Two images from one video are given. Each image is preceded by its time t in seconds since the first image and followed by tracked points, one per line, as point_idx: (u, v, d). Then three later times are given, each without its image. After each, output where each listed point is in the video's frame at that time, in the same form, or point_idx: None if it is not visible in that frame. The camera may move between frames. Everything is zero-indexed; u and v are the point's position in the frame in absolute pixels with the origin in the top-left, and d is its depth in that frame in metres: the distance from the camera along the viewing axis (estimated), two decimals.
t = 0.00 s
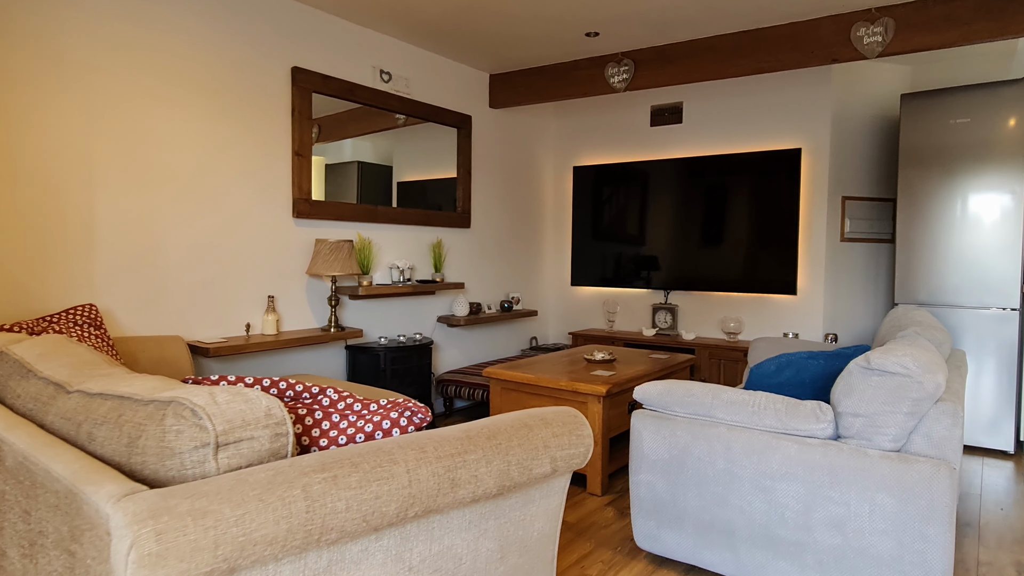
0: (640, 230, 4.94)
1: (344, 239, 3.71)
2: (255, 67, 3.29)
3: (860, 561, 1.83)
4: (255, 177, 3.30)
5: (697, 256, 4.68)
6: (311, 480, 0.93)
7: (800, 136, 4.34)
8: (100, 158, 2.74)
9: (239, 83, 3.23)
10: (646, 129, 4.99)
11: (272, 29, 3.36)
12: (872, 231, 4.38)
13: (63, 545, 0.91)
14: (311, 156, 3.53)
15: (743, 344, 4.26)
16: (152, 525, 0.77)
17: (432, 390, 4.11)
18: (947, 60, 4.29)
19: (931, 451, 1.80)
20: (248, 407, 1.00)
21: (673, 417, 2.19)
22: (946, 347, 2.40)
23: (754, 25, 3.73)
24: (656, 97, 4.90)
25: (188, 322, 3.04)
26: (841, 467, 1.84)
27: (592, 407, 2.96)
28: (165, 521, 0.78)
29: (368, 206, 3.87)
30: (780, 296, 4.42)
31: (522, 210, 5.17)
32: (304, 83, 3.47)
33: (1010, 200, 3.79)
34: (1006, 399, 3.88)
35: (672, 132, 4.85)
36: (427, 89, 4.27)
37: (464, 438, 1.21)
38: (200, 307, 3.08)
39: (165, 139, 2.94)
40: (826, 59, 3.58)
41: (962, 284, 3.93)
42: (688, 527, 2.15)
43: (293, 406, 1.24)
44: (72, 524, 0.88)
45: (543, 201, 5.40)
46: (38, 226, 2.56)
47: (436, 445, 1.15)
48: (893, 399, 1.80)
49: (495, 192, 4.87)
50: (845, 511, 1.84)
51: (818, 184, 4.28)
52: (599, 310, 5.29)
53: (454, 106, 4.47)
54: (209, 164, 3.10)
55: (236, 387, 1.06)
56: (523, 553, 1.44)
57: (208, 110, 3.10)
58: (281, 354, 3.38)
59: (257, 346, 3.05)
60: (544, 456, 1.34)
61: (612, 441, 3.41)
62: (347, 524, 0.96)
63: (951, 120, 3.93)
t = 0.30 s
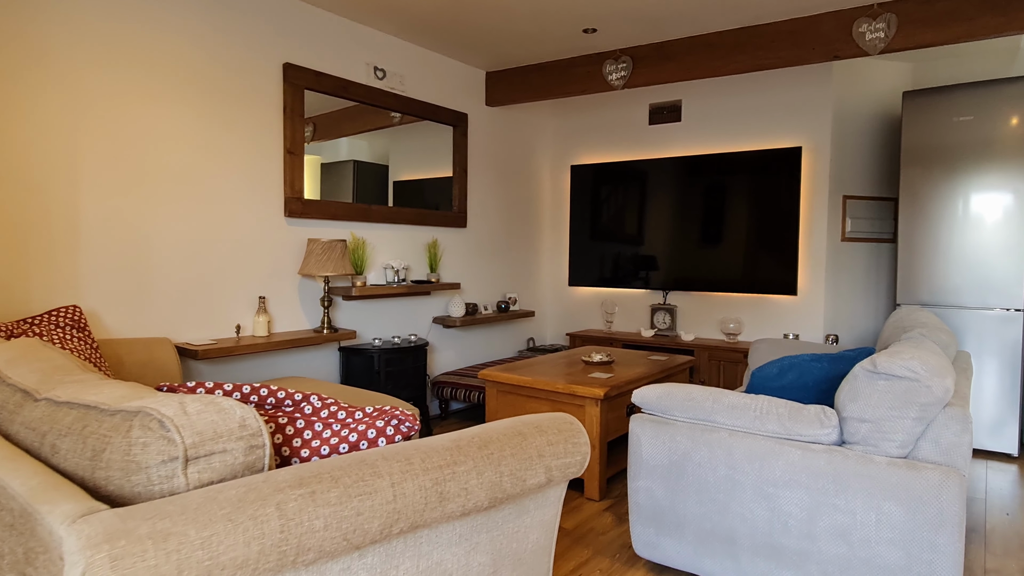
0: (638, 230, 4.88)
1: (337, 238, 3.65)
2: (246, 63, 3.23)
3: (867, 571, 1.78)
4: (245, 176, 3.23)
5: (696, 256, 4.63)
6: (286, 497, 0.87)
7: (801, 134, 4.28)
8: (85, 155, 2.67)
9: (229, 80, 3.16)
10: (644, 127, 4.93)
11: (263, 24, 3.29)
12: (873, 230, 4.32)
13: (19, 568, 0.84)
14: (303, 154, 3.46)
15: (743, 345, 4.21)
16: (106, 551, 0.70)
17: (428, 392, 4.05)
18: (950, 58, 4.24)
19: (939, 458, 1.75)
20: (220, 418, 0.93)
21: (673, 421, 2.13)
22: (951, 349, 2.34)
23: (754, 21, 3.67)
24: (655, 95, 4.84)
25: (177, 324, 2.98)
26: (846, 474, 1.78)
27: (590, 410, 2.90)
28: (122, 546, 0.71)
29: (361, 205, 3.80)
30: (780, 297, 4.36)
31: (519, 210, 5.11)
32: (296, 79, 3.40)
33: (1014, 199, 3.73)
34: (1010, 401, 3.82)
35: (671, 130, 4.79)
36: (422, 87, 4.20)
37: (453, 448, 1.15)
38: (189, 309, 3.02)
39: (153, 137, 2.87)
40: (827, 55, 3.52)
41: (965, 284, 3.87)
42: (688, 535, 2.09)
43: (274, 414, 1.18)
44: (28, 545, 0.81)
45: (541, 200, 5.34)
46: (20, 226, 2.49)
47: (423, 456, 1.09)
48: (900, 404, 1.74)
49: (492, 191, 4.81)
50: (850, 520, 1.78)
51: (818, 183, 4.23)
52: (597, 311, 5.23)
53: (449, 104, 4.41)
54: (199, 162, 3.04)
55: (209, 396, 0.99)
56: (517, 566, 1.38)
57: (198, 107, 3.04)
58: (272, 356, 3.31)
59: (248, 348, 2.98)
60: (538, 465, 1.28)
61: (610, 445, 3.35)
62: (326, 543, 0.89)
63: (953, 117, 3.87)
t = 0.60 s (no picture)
0: (637, 229, 4.83)
1: (332, 237, 3.59)
2: (238, 58, 3.16)
3: None
4: (237, 174, 3.17)
5: (695, 255, 4.57)
6: (265, 510, 0.81)
7: (802, 132, 4.23)
8: (73, 151, 2.61)
9: (220, 76, 3.10)
10: (644, 125, 4.87)
11: (255, 19, 3.23)
12: (875, 229, 4.27)
13: None
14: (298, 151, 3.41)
15: (743, 345, 4.15)
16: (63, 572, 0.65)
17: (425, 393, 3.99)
18: (953, 54, 4.18)
19: (949, 462, 1.69)
20: (197, 425, 0.88)
21: (674, 423, 2.08)
22: (958, 350, 2.29)
23: (755, 17, 3.61)
24: (654, 92, 4.79)
25: (167, 324, 2.92)
26: (853, 479, 1.73)
27: (589, 411, 2.84)
28: (81, 566, 0.66)
29: (357, 203, 3.74)
30: (781, 296, 4.31)
31: (517, 208, 5.05)
32: (290, 75, 3.34)
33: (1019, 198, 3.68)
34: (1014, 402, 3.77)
35: (671, 128, 4.74)
36: (418, 84, 4.14)
37: (446, 454, 1.09)
38: (180, 309, 2.96)
39: (143, 133, 2.82)
40: (829, 51, 3.46)
41: (969, 284, 3.82)
42: (690, 540, 2.03)
43: (256, 418, 1.12)
44: None
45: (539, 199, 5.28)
46: (4, 224, 2.43)
47: (414, 463, 1.03)
48: (908, 406, 1.69)
49: (489, 190, 4.75)
50: (857, 526, 1.73)
51: (820, 182, 4.17)
52: (595, 311, 5.18)
53: (446, 101, 4.35)
54: (190, 159, 2.98)
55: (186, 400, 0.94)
56: None
57: (189, 103, 2.98)
58: (266, 356, 3.25)
59: (240, 349, 2.93)
60: (535, 472, 1.23)
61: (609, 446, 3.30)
62: (309, 558, 0.84)
63: (957, 115, 3.82)
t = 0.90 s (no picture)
0: (637, 227, 4.77)
1: (328, 234, 3.53)
2: (231, 52, 3.10)
3: None
4: (230, 169, 3.11)
5: (696, 254, 4.52)
6: (245, 519, 0.76)
7: (804, 128, 4.17)
8: (62, 146, 2.55)
9: (213, 69, 3.03)
10: (644, 122, 4.82)
11: (249, 11, 3.17)
12: (878, 227, 4.22)
13: None
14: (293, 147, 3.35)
15: (744, 345, 4.10)
16: None
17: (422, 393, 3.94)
18: (957, 50, 4.13)
19: (961, 463, 1.64)
20: (174, 428, 0.82)
21: (677, 424, 2.03)
22: (967, 348, 2.24)
23: (757, 11, 3.56)
24: (655, 88, 4.74)
25: (158, 323, 2.86)
26: (862, 482, 1.68)
27: (589, 411, 2.79)
28: None
29: (353, 200, 3.68)
30: (783, 295, 4.26)
31: (516, 206, 5.00)
32: (284, 69, 3.28)
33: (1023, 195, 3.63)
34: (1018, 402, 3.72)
35: (671, 125, 4.69)
36: (415, 79, 4.09)
37: (440, 458, 1.04)
38: (171, 307, 2.90)
39: (134, 128, 2.76)
40: (832, 46, 3.41)
41: (973, 282, 3.76)
42: (694, 544, 1.98)
43: (241, 420, 1.06)
44: None
45: (537, 196, 5.22)
46: None
47: (407, 467, 0.98)
48: (920, 406, 1.64)
49: (487, 187, 4.69)
50: (867, 530, 1.68)
51: (822, 179, 4.12)
52: (595, 310, 5.13)
53: (444, 97, 4.30)
54: (182, 155, 2.92)
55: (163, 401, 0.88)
56: None
57: (182, 97, 2.92)
58: (260, 355, 3.19)
59: (233, 348, 2.87)
60: (535, 476, 1.17)
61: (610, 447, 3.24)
62: (293, 571, 0.78)
63: (962, 111, 3.76)
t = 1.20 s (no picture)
0: (637, 226, 4.72)
1: (324, 233, 3.47)
2: (224, 46, 3.03)
3: None
4: (223, 167, 3.04)
5: (697, 253, 4.46)
6: (224, 541, 0.70)
7: (806, 125, 4.12)
8: (50, 142, 2.49)
9: (206, 64, 2.97)
10: (644, 119, 4.76)
11: (242, 5, 3.10)
12: (881, 226, 4.16)
13: None
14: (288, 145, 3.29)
15: (747, 345, 4.04)
16: None
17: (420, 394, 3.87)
18: (962, 47, 4.07)
19: (977, 470, 1.59)
20: (149, 440, 0.76)
21: (682, 428, 1.97)
22: (979, 350, 2.19)
23: (760, 6, 3.50)
24: (655, 85, 4.68)
25: (150, 324, 2.80)
26: (874, 489, 1.62)
27: (590, 414, 2.73)
28: None
29: (349, 199, 3.62)
30: (786, 294, 4.21)
31: (515, 205, 4.93)
32: (278, 64, 3.22)
33: None
34: None
35: (672, 123, 4.63)
36: (413, 76, 4.02)
37: (437, 469, 0.98)
38: (163, 308, 2.84)
39: (125, 124, 2.69)
40: (837, 41, 3.35)
41: (978, 282, 3.71)
42: (700, 552, 1.92)
43: (226, 429, 1.00)
44: None
45: (537, 195, 5.16)
46: None
47: (402, 479, 0.92)
48: (935, 411, 1.58)
49: (486, 186, 4.63)
50: (879, 539, 1.62)
51: (825, 177, 4.07)
52: (595, 310, 5.07)
53: (442, 94, 4.23)
54: (175, 151, 2.86)
55: (140, 411, 0.82)
56: None
57: (174, 93, 2.86)
58: (254, 357, 3.13)
59: (226, 349, 2.80)
60: (537, 486, 1.11)
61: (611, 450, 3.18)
62: None
63: (967, 108, 3.70)
